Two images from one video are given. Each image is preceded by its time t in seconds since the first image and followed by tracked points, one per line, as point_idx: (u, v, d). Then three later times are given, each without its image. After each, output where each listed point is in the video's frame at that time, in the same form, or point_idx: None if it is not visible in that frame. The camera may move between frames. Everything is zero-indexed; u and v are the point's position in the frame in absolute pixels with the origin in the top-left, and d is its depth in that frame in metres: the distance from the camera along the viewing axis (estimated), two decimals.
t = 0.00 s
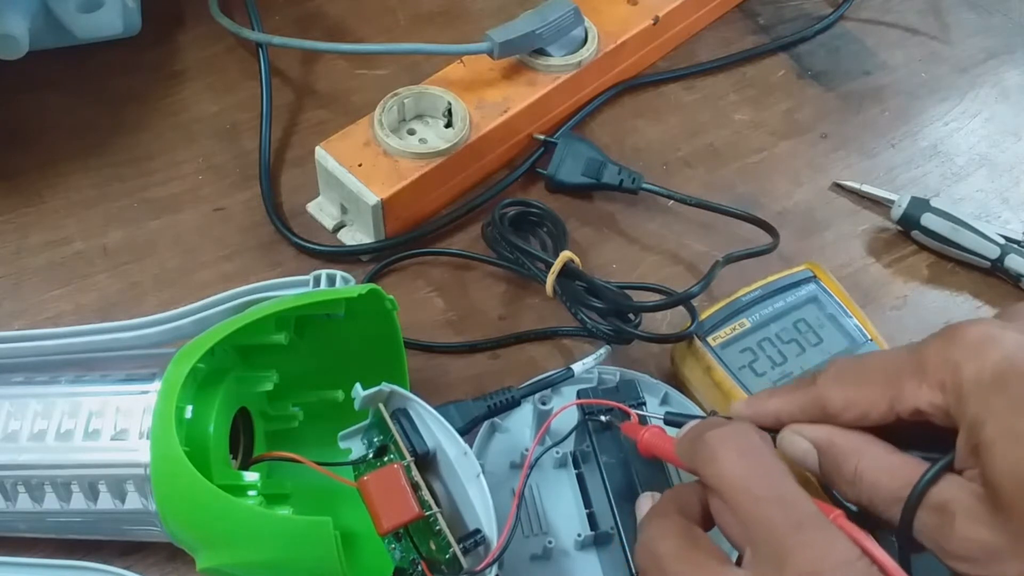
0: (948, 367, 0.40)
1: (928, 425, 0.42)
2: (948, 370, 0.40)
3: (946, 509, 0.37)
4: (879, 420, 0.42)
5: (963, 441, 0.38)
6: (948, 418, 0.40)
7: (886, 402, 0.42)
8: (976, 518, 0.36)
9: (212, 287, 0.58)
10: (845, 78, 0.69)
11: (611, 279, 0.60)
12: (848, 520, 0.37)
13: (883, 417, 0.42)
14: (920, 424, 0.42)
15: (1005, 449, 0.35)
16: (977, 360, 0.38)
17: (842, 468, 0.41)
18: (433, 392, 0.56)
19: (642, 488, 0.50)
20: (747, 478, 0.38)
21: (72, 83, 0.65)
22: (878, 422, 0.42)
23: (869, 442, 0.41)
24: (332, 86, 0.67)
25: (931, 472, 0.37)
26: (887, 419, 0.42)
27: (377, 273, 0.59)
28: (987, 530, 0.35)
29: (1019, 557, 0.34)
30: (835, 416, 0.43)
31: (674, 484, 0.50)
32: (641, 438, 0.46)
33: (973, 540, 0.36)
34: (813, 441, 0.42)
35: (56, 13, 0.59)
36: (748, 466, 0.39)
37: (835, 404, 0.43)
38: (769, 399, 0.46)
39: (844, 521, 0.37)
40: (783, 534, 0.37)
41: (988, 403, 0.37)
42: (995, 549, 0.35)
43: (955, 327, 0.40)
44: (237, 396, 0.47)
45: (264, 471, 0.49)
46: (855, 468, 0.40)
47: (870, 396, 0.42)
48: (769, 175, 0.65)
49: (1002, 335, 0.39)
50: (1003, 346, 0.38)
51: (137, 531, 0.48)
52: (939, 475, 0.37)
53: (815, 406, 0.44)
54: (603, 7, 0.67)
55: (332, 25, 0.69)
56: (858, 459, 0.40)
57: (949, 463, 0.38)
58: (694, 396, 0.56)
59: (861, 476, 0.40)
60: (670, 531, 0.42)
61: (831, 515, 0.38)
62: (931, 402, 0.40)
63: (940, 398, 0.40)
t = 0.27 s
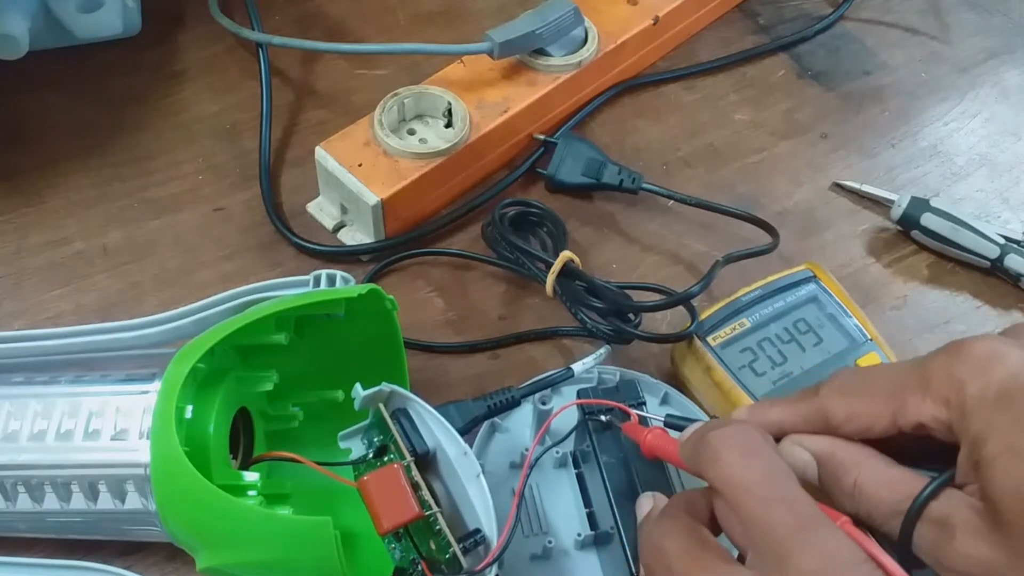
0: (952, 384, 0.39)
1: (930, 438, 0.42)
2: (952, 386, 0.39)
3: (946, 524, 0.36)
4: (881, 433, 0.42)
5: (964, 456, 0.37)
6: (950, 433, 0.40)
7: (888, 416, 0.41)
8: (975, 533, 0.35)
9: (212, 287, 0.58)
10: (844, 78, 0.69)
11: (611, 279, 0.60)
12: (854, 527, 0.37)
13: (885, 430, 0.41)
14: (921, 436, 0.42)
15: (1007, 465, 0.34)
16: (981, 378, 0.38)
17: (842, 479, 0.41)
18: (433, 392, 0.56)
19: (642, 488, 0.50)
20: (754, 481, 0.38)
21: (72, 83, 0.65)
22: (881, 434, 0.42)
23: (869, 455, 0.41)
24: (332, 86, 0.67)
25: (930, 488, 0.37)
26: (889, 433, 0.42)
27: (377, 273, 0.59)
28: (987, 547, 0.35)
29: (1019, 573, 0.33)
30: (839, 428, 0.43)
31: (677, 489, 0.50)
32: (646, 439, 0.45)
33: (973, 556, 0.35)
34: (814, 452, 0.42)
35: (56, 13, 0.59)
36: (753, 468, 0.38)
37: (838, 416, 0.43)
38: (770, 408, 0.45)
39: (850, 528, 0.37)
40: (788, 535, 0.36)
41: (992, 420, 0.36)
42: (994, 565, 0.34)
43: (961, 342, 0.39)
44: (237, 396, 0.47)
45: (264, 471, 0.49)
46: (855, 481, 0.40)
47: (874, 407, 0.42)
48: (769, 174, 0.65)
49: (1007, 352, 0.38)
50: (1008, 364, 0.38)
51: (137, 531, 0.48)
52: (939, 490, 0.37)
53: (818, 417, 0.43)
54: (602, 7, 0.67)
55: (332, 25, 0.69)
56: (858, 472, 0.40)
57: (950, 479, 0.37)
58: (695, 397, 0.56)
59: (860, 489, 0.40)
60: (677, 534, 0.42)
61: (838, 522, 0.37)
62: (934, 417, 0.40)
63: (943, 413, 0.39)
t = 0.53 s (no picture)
0: (963, 380, 0.39)
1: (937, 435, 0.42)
2: (963, 382, 0.39)
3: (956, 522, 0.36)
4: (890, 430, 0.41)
5: (974, 453, 0.37)
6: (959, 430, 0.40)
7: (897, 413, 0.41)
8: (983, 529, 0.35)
9: (212, 287, 0.58)
10: (844, 78, 0.69)
11: (611, 279, 0.60)
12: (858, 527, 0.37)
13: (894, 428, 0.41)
14: (930, 434, 0.42)
15: (1014, 460, 0.35)
16: (993, 376, 0.38)
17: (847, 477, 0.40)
18: (433, 392, 0.56)
19: (642, 488, 0.50)
20: (755, 474, 0.38)
21: (72, 83, 0.65)
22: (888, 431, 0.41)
23: (876, 453, 0.40)
24: (332, 86, 0.67)
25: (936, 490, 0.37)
26: (897, 429, 0.41)
27: (377, 273, 0.59)
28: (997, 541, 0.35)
29: None
30: (845, 426, 0.42)
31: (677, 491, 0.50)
32: (646, 437, 0.45)
33: (979, 551, 0.35)
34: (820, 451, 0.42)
35: (56, 13, 0.59)
36: (753, 460, 0.38)
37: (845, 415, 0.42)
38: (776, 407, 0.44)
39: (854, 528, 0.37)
40: (789, 525, 0.36)
41: (1002, 416, 0.36)
42: (1001, 560, 0.34)
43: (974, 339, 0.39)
44: (237, 396, 0.47)
45: (264, 471, 0.49)
46: (863, 478, 0.40)
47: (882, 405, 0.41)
48: (768, 174, 0.65)
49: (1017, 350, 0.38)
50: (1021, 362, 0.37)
51: (137, 531, 0.48)
52: (948, 489, 0.37)
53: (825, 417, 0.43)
54: (602, 6, 0.67)
55: (332, 25, 0.69)
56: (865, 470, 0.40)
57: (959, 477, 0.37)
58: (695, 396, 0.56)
59: (868, 486, 0.40)
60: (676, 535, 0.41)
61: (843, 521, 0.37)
62: (944, 413, 0.39)
63: (954, 409, 0.39)
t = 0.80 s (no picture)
0: (963, 376, 0.39)
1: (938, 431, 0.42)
2: (963, 378, 0.39)
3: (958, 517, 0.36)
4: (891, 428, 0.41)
5: (975, 449, 0.38)
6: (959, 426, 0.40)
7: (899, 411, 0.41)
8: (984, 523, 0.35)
9: (212, 288, 0.58)
10: (844, 78, 0.69)
11: (611, 279, 0.60)
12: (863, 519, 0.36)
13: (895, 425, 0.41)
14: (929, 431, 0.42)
15: (1013, 454, 0.35)
16: (992, 371, 0.38)
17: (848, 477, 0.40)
18: (433, 392, 0.56)
19: (642, 488, 0.50)
20: (753, 465, 0.38)
21: (72, 83, 0.65)
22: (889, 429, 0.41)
23: (877, 451, 0.40)
24: (332, 86, 0.67)
25: (938, 487, 0.37)
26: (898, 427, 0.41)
27: (377, 273, 0.59)
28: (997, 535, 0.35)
29: None
30: (847, 424, 0.42)
31: (678, 492, 0.50)
32: (652, 440, 0.45)
33: (980, 544, 0.35)
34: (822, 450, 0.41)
35: (56, 13, 0.59)
36: (750, 448, 0.38)
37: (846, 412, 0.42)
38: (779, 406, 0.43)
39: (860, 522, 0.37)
40: (791, 510, 0.35)
41: (1000, 412, 0.37)
42: (1004, 555, 0.34)
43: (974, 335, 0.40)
44: (237, 396, 0.47)
45: (264, 471, 0.49)
46: (864, 477, 0.40)
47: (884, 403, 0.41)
48: (768, 174, 0.65)
49: (1016, 347, 0.38)
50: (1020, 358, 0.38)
51: (137, 531, 0.48)
52: (950, 484, 0.37)
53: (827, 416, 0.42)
54: (602, 6, 0.67)
55: (332, 25, 0.69)
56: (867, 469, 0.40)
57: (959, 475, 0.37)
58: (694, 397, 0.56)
59: (869, 484, 0.39)
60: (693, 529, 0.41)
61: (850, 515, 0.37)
62: (945, 409, 0.40)
63: (954, 406, 0.39)
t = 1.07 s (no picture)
0: (960, 368, 0.39)
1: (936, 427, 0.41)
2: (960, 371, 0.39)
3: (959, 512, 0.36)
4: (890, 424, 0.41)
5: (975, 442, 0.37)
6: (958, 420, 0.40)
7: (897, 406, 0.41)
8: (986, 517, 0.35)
9: (212, 287, 0.58)
10: (844, 78, 0.69)
11: (611, 279, 0.60)
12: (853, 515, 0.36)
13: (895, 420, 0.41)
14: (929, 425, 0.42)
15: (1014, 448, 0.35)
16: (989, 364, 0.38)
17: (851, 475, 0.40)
18: (433, 392, 0.56)
19: (642, 488, 0.50)
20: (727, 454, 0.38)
21: (72, 83, 0.65)
22: (888, 424, 0.41)
23: (876, 446, 0.40)
24: (332, 86, 0.67)
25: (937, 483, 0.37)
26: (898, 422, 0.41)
27: (377, 273, 0.59)
28: (999, 531, 0.35)
29: None
30: (846, 420, 0.42)
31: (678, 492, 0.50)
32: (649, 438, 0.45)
33: (983, 539, 0.35)
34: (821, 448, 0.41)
35: (56, 13, 0.59)
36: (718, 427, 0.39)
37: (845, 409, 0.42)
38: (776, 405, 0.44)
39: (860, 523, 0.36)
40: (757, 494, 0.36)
41: (1000, 404, 0.37)
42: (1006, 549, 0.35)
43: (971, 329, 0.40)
44: (237, 396, 0.47)
45: (264, 471, 0.49)
46: (865, 474, 0.40)
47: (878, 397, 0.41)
48: (768, 174, 0.65)
49: (1013, 339, 0.38)
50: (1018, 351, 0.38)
51: (137, 531, 0.48)
52: (948, 482, 0.37)
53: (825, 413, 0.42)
54: (602, 6, 0.67)
55: (333, 25, 0.69)
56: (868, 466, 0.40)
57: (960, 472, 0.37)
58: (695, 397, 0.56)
59: (871, 481, 0.40)
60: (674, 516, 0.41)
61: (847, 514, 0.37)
62: (943, 402, 0.39)
63: (952, 399, 0.39)
